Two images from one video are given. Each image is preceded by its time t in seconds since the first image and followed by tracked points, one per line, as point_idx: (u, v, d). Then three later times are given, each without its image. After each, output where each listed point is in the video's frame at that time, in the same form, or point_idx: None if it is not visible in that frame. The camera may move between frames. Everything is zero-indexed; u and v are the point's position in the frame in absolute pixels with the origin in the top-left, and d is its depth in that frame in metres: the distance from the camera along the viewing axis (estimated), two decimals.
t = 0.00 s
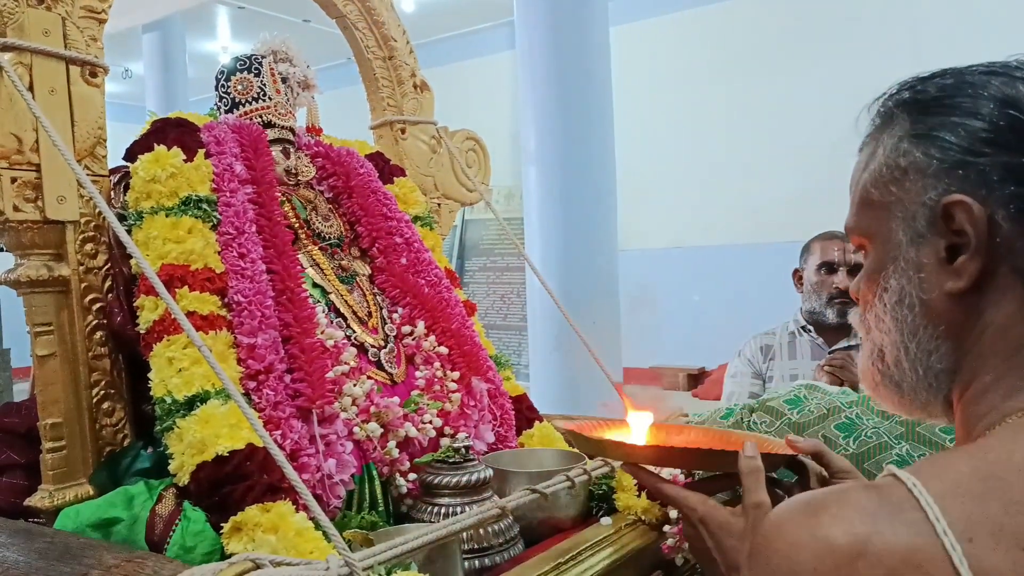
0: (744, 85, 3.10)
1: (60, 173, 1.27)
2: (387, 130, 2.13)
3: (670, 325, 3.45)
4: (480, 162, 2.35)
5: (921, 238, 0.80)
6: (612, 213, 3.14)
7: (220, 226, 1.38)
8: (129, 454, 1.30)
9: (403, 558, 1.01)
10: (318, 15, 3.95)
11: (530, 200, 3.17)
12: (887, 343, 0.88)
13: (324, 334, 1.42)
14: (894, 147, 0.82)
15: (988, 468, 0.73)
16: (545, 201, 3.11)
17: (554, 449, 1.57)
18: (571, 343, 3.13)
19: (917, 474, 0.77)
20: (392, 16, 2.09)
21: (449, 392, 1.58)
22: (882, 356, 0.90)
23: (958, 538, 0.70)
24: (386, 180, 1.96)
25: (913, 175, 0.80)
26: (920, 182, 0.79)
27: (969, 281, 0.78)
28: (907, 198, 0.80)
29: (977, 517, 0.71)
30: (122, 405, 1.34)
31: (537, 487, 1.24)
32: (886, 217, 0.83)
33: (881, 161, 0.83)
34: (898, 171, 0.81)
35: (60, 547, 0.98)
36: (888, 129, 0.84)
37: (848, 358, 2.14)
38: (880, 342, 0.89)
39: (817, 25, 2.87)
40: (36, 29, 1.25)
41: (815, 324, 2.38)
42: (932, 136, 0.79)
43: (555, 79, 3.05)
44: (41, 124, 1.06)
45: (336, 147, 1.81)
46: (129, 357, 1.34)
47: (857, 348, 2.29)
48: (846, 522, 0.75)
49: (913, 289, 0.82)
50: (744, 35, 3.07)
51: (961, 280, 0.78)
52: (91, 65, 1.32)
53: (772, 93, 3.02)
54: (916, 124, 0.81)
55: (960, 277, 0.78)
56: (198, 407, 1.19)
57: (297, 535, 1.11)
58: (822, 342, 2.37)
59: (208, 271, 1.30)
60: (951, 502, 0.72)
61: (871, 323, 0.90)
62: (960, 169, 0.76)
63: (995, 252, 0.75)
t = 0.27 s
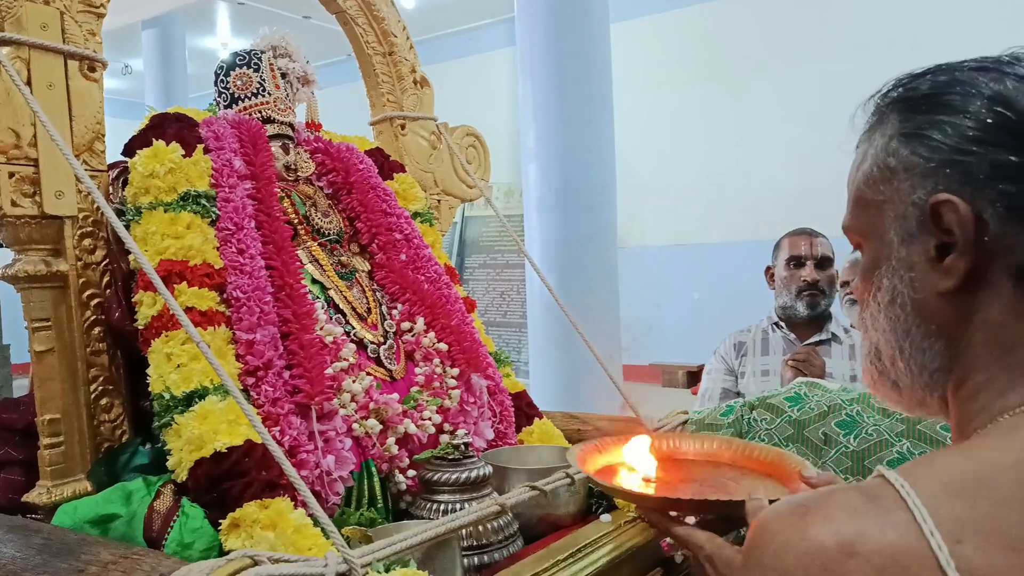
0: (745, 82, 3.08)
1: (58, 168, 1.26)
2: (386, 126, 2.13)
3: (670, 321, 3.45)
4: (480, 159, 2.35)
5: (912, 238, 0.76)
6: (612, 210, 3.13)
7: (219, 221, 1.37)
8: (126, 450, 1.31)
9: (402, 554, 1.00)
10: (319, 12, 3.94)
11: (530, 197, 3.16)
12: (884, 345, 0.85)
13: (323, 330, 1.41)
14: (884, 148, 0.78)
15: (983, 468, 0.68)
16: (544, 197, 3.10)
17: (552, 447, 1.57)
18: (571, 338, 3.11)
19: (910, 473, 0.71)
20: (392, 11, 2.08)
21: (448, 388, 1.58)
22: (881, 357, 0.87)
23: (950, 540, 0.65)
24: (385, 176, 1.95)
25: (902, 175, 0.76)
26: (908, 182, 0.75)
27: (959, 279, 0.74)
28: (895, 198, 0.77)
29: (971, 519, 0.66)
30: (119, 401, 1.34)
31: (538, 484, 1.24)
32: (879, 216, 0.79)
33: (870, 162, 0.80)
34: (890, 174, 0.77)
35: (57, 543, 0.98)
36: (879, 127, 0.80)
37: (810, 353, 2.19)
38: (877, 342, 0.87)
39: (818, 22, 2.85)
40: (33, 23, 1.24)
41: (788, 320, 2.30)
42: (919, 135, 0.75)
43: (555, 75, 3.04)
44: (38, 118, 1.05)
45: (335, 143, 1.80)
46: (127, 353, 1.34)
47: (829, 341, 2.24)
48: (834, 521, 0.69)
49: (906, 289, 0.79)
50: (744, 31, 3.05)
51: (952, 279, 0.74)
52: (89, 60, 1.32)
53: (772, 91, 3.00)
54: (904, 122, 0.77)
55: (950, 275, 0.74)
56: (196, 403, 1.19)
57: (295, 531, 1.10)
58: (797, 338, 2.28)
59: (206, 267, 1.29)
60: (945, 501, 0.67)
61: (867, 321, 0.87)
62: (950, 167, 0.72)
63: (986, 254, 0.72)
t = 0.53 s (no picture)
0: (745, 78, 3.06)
1: (57, 165, 1.26)
2: (387, 123, 2.12)
3: (669, 316, 3.46)
4: (480, 156, 2.34)
5: (884, 239, 0.75)
6: (613, 207, 3.13)
7: (219, 219, 1.36)
8: (126, 449, 1.30)
9: (404, 552, 1.00)
10: (318, 9, 3.93)
11: (530, 194, 3.16)
12: (875, 345, 0.83)
13: (324, 328, 1.41)
14: (858, 152, 0.78)
15: (953, 466, 0.66)
16: (544, 194, 3.10)
17: (554, 445, 1.56)
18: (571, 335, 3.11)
19: (881, 469, 0.69)
20: (392, 7, 2.07)
21: (449, 386, 1.58)
22: (875, 356, 0.84)
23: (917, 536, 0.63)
24: (385, 173, 1.95)
25: (871, 179, 0.76)
26: (876, 187, 0.75)
27: (925, 279, 0.72)
28: (865, 202, 0.77)
29: (939, 515, 0.63)
30: (119, 399, 1.33)
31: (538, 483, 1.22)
32: (857, 218, 0.78)
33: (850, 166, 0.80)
34: (871, 177, 0.76)
35: (58, 542, 0.98)
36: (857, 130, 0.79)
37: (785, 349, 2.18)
38: (870, 342, 0.84)
39: (817, 19, 2.83)
40: (32, 19, 1.24)
41: (766, 317, 2.29)
42: (885, 141, 0.74)
43: (555, 71, 3.04)
44: (38, 116, 1.05)
45: (336, 140, 1.80)
46: (127, 350, 1.33)
47: (807, 336, 2.23)
48: (803, 518, 0.67)
49: (883, 289, 0.77)
50: (744, 27, 3.03)
51: (919, 278, 0.72)
52: (88, 57, 1.31)
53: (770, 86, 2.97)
54: (873, 126, 0.76)
55: (917, 275, 0.72)
56: (196, 402, 1.18)
57: (296, 530, 1.10)
58: (774, 334, 2.27)
59: (206, 265, 1.29)
60: (913, 497, 0.65)
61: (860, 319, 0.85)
62: (915, 174, 0.71)
63: (946, 254, 0.70)
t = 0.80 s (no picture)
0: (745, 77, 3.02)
1: (57, 158, 1.25)
2: (388, 117, 2.11)
3: (670, 313, 3.47)
4: (482, 152, 2.34)
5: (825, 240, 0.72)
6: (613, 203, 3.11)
7: (220, 212, 1.36)
8: (126, 442, 1.30)
9: (404, 547, 1.00)
10: (320, 4, 3.92)
11: (531, 190, 3.15)
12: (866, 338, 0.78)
13: (324, 322, 1.41)
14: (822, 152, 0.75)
15: (867, 460, 0.62)
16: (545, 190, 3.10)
17: (556, 439, 1.56)
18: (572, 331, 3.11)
19: (805, 461, 0.66)
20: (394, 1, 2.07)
21: (450, 381, 1.58)
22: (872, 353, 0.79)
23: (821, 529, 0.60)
24: (386, 168, 1.94)
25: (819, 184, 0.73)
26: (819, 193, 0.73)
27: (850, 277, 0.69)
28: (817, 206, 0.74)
29: (849, 508, 0.60)
30: (120, 392, 1.33)
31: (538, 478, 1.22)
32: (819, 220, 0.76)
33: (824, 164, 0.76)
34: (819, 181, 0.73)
35: (58, 535, 0.98)
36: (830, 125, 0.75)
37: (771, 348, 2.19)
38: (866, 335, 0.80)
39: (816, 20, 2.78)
40: (33, 12, 1.23)
41: (753, 315, 2.30)
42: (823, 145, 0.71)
43: (557, 67, 3.03)
44: (39, 109, 1.04)
45: (337, 135, 1.80)
46: (128, 344, 1.33)
47: (794, 334, 2.24)
48: (717, 514, 0.64)
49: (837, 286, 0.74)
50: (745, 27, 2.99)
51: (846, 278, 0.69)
52: (88, 49, 1.30)
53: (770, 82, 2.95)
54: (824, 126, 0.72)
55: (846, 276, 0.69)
56: (197, 395, 1.18)
57: (296, 524, 1.10)
58: (761, 333, 2.28)
59: (207, 258, 1.28)
60: (821, 488, 0.62)
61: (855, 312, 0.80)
62: (956, 131, 0.59)
63: (852, 259, 0.67)
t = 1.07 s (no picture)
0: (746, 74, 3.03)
1: (58, 153, 1.25)
2: (389, 114, 2.11)
3: (670, 311, 3.46)
4: (483, 149, 2.33)
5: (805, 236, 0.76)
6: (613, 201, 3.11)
7: (221, 209, 1.36)
8: (126, 441, 1.28)
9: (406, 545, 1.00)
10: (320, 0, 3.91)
11: (532, 188, 3.15)
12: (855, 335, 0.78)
13: (325, 320, 1.41)
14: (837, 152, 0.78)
15: (752, 449, 0.64)
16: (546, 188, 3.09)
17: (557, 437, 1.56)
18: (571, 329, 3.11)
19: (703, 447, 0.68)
20: None
21: (451, 378, 1.58)
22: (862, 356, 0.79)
23: (693, 513, 0.63)
24: (387, 166, 1.94)
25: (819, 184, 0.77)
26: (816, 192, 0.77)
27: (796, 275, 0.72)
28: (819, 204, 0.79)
29: (724, 495, 0.62)
30: (120, 389, 1.33)
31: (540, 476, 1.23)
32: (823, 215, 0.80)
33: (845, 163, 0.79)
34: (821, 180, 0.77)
35: (58, 532, 0.97)
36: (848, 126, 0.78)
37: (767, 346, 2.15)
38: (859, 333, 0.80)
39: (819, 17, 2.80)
40: (34, 7, 1.23)
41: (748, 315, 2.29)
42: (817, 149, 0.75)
43: (558, 65, 3.02)
44: (39, 104, 1.04)
45: (338, 131, 1.79)
46: (128, 340, 1.32)
47: (790, 333, 2.24)
48: (613, 493, 0.68)
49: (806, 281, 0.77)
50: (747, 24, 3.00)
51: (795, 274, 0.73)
52: (89, 45, 1.30)
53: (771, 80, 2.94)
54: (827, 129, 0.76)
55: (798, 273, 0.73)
56: (198, 392, 1.18)
57: (297, 522, 1.11)
58: (758, 332, 2.27)
59: (208, 255, 1.28)
60: (708, 476, 0.64)
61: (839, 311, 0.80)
62: (853, 131, 0.64)
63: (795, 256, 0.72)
